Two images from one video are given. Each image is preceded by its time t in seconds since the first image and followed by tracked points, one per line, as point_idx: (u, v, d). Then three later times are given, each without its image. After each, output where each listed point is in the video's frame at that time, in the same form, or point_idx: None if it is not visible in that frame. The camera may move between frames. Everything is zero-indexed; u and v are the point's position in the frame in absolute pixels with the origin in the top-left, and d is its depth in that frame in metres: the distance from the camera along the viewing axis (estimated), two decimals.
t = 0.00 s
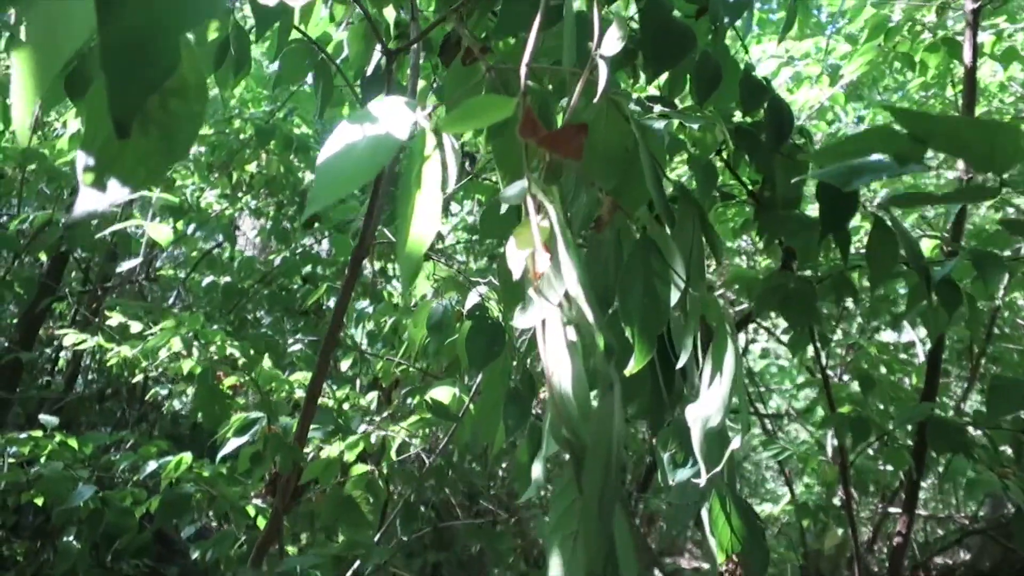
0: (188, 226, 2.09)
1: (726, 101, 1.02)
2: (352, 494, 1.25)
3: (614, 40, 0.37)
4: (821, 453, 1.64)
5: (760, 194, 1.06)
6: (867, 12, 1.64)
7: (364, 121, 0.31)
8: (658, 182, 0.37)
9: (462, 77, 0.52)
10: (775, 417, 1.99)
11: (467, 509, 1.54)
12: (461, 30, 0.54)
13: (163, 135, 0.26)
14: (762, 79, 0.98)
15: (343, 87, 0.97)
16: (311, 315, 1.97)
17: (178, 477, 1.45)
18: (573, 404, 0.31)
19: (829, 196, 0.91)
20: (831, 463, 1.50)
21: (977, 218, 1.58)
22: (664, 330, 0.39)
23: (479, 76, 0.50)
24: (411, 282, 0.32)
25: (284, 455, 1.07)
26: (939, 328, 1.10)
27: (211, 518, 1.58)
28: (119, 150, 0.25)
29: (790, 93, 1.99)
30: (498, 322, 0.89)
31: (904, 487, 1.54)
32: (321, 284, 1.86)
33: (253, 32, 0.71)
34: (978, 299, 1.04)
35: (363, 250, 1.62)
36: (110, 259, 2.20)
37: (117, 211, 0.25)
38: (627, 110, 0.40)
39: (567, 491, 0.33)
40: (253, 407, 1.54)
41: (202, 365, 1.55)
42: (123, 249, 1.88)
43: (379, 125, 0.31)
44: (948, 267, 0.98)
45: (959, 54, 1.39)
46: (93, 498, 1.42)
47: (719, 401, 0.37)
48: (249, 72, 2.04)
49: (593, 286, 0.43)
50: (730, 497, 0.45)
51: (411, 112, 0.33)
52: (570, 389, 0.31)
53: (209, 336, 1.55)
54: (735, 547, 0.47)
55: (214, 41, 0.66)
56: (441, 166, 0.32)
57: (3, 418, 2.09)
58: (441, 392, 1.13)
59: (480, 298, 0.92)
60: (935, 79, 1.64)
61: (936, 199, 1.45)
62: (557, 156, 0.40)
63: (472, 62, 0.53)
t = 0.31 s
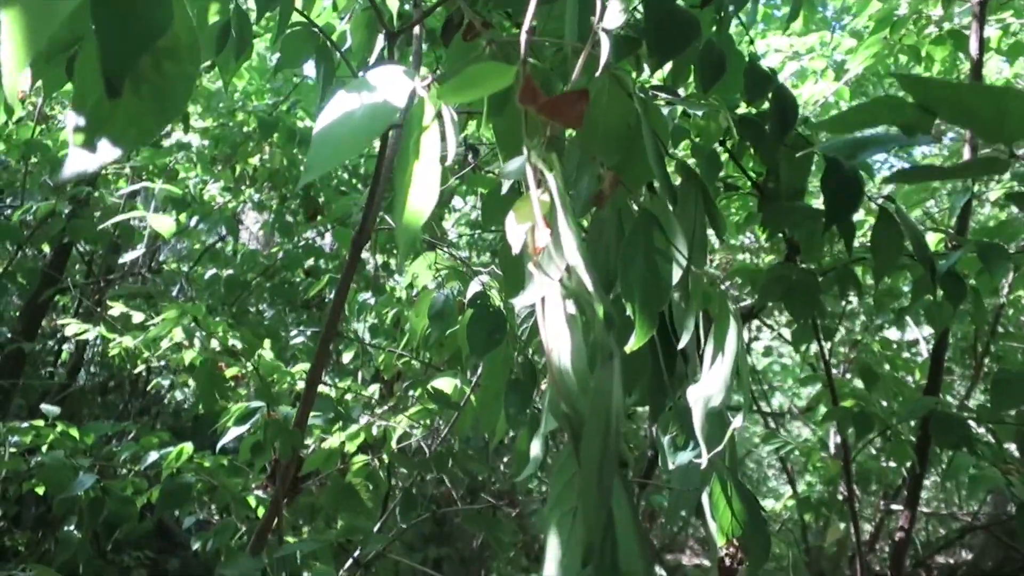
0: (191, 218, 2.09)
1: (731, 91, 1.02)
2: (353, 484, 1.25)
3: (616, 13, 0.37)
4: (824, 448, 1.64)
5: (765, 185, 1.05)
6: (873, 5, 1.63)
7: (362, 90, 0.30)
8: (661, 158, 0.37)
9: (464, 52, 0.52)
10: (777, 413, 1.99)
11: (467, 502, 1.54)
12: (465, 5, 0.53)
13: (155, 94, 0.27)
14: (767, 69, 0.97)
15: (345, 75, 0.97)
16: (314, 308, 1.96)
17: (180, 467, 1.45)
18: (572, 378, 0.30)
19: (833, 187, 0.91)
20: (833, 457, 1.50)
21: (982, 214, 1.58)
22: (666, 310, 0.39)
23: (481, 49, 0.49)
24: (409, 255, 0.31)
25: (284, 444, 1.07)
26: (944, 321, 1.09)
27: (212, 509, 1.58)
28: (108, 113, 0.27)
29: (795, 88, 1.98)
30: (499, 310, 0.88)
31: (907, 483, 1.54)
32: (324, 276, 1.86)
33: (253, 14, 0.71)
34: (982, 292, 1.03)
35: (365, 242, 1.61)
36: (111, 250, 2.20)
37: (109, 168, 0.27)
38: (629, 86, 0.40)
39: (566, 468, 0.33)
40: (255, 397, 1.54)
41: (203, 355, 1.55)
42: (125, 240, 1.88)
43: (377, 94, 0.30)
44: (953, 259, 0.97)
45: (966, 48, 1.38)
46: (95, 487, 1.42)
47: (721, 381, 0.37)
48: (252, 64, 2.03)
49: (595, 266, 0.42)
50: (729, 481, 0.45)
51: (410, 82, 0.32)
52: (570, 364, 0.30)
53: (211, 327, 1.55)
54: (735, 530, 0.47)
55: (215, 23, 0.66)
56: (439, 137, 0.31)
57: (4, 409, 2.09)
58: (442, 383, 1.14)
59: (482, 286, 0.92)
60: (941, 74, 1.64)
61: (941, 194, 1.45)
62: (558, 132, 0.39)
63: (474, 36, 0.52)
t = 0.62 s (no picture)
0: (191, 207, 2.08)
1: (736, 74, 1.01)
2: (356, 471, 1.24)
3: None
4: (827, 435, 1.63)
5: (770, 169, 1.04)
6: None
7: (372, 57, 0.30)
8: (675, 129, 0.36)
9: (470, 26, 0.51)
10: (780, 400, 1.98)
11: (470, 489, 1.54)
12: None
13: (159, 56, 0.27)
14: (774, 50, 0.96)
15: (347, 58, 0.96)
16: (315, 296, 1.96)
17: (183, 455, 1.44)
18: (588, 352, 0.30)
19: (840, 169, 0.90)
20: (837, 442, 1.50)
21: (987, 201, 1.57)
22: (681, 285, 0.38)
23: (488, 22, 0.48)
24: (420, 227, 0.30)
25: (287, 429, 1.07)
26: (950, 305, 1.08)
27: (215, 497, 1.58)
28: (113, 73, 0.26)
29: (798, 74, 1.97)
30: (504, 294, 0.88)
31: (910, 469, 1.53)
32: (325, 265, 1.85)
33: None
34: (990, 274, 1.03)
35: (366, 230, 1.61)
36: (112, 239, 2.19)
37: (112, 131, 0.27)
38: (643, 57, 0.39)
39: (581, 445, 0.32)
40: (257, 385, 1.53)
41: (205, 343, 1.54)
42: (126, 228, 1.87)
43: (387, 60, 0.30)
44: (961, 241, 0.96)
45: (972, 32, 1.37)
46: (97, 474, 1.42)
47: (738, 357, 0.36)
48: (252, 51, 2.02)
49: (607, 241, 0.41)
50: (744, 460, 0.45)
51: (420, 50, 0.31)
52: (585, 337, 0.30)
53: (212, 315, 1.54)
54: (749, 510, 0.47)
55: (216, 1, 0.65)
56: (450, 106, 0.30)
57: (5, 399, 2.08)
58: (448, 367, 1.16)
59: (487, 271, 0.91)
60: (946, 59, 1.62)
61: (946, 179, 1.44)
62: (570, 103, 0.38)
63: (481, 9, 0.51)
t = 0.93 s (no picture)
0: (191, 207, 2.08)
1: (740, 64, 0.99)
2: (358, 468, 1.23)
3: None
4: (832, 429, 1.63)
5: (774, 159, 1.03)
6: None
7: (372, 35, 0.29)
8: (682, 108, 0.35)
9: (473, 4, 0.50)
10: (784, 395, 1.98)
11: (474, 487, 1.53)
12: None
13: (154, 33, 0.30)
14: (776, 39, 0.95)
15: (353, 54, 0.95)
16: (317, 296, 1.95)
17: (185, 454, 1.44)
18: (598, 335, 0.29)
19: (846, 157, 0.88)
20: (842, 436, 1.49)
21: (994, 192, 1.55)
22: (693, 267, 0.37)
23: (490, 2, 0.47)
24: (424, 210, 0.30)
25: (291, 425, 1.06)
26: (956, 295, 1.07)
27: (218, 496, 1.58)
28: (107, 48, 0.29)
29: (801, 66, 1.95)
30: (508, 287, 0.87)
31: (915, 462, 1.53)
32: (326, 264, 1.85)
33: None
34: (996, 264, 1.02)
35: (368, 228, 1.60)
36: (112, 239, 2.19)
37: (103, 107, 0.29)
38: (648, 38, 0.38)
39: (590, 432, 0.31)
40: (259, 383, 1.53)
41: (206, 342, 1.53)
42: (126, 228, 1.86)
43: (387, 38, 0.29)
44: (967, 229, 0.95)
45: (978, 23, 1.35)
46: (100, 474, 1.41)
47: (749, 343, 0.35)
48: (251, 50, 2.01)
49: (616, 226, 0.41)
50: (754, 448, 0.45)
51: (422, 26, 0.31)
52: (595, 319, 0.29)
53: (214, 314, 1.53)
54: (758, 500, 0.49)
55: None
56: (453, 84, 0.30)
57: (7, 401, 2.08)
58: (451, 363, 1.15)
59: (490, 264, 0.90)
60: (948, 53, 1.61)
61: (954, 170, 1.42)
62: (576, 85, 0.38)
63: None
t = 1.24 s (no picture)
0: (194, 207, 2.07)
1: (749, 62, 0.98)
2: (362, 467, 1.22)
3: None
4: (836, 431, 1.62)
5: (782, 157, 1.02)
6: None
7: (394, 17, 0.28)
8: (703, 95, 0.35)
9: None
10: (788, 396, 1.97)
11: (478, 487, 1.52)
12: None
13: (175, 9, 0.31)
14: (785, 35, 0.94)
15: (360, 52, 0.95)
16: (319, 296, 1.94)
17: (187, 454, 1.43)
18: (623, 324, 0.28)
19: (856, 155, 0.87)
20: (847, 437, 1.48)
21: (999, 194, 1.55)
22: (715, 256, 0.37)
23: None
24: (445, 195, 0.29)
25: (297, 423, 1.06)
26: (964, 294, 1.07)
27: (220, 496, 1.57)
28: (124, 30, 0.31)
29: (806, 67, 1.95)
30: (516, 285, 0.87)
31: (920, 463, 1.52)
32: (328, 264, 1.84)
33: None
34: (1005, 263, 1.01)
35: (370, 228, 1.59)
36: (114, 239, 2.18)
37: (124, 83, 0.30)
38: (669, 26, 0.38)
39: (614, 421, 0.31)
40: (262, 383, 1.52)
41: (209, 342, 1.53)
42: (129, 228, 1.86)
43: (409, 20, 0.28)
44: (977, 227, 0.95)
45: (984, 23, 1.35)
46: (102, 474, 1.40)
47: (771, 335, 0.35)
48: (255, 50, 2.01)
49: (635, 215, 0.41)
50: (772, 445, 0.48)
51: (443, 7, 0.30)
52: (620, 306, 0.28)
53: (217, 313, 1.53)
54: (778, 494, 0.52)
55: None
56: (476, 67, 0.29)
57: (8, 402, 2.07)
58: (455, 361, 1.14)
59: (497, 262, 0.90)
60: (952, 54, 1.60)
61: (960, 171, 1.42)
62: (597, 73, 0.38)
63: None
